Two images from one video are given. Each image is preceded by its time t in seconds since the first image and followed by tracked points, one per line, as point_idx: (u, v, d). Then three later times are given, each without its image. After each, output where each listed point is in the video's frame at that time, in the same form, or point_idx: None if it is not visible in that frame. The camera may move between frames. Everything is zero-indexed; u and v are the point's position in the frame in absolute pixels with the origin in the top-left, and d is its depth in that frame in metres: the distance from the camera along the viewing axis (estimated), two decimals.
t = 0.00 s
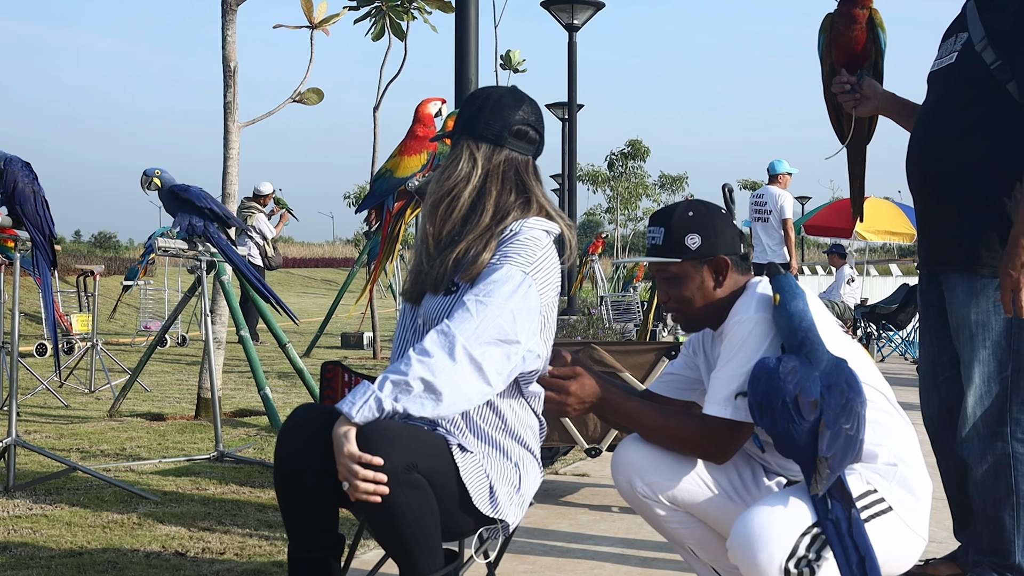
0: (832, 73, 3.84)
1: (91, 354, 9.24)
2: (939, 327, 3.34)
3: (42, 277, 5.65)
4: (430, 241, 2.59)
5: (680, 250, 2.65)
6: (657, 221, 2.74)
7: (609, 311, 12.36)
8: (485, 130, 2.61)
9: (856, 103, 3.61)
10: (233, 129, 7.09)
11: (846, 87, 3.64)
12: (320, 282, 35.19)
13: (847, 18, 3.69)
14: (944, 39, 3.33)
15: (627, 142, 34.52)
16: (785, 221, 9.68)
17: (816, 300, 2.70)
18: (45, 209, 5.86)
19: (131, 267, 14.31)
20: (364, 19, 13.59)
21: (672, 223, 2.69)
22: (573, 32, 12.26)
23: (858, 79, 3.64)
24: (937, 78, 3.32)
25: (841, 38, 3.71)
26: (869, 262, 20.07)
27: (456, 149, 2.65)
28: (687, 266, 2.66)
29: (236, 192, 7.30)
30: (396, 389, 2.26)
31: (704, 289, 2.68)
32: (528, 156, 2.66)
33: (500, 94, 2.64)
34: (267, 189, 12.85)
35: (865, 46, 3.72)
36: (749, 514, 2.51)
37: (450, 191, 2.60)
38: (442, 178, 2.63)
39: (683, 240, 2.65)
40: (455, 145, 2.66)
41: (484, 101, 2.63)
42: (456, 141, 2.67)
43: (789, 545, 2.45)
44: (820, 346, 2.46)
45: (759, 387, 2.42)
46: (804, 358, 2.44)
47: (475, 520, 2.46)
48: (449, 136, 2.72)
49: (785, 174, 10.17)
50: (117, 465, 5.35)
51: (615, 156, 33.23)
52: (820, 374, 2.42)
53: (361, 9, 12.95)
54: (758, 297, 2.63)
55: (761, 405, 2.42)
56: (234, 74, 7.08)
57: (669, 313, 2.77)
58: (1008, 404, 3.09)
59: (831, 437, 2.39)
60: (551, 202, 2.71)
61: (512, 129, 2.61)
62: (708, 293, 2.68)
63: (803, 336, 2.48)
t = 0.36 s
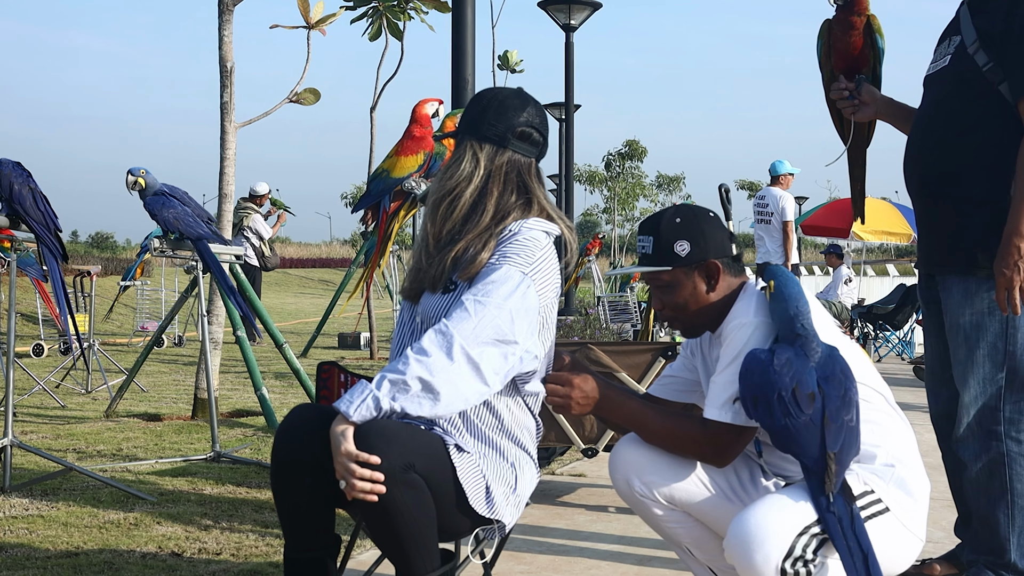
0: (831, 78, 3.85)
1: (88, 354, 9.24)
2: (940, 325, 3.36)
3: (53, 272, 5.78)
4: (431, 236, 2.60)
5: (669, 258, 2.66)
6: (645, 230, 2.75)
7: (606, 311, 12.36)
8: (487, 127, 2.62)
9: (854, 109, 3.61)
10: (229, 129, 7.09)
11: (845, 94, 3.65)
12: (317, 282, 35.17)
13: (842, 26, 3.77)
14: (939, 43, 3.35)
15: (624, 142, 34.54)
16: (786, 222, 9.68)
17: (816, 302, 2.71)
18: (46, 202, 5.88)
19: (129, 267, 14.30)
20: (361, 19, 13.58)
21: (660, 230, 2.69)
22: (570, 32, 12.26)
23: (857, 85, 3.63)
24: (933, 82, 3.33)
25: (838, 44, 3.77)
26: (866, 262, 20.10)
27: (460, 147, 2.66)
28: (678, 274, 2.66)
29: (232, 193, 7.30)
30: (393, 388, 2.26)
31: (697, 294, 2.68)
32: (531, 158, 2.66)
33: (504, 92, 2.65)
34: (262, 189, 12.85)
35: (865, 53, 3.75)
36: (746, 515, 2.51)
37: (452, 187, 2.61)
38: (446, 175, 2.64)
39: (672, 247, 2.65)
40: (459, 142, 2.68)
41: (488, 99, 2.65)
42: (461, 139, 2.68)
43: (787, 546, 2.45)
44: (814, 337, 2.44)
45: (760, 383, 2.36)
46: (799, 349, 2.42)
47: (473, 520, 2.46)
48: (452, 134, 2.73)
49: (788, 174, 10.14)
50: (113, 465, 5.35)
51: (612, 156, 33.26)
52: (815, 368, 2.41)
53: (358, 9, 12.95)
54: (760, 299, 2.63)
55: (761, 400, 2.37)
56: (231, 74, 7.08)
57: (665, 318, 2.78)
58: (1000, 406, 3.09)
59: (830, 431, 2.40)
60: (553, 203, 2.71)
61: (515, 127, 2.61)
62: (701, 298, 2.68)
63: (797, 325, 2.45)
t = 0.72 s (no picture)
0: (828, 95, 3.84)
1: (85, 354, 9.23)
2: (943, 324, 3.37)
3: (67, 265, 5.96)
4: (430, 238, 2.60)
5: (657, 263, 2.67)
6: (634, 238, 2.76)
7: (603, 311, 12.37)
8: (484, 128, 2.62)
9: (852, 121, 3.72)
10: (226, 129, 7.08)
11: (842, 106, 3.74)
12: (314, 282, 35.15)
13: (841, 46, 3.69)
14: (934, 53, 3.36)
15: (621, 142, 34.56)
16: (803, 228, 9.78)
17: (815, 303, 2.71)
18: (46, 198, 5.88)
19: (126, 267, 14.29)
20: (359, 19, 13.57)
21: (646, 236, 2.70)
22: (567, 32, 12.27)
23: (853, 96, 3.71)
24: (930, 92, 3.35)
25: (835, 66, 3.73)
26: (863, 263, 20.12)
27: (456, 148, 2.66)
28: (667, 278, 2.67)
29: (229, 192, 7.29)
30: (392, 387, 2.26)
31: (688, 296, 2.68)
32: (528, 158, 2.67)
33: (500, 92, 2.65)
34: (257, 188, 12.84)
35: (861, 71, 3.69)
36: (743, 518, 2.51)
37: (451, 188, 2.61)
38: (444, 176, 2.64)
39: (659, 252, 2.67)
40: (456, 142, 2.68)
41: (484, 99, 2.64)
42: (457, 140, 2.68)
43: (784, 549, 2.45)
44: (823, 339, 2.48)
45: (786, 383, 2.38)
46: (813, 350, 2.46)
47: (470, 520, 2.46)
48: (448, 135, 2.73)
49: (801, 176, 10.19)
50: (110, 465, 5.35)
51: (609, 156, 33.28)
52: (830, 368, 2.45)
53: (355, 9, 12.95)
54: (754, 298, 2.64)
55: (790, 400, 2.39)
56: (228, 74, 7.07)
57: (660, 322, 2.79)
58: (985, 404, 3.10)
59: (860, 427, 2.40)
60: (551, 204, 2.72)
61: (513, 128, 2.62)
62: (692, 299, 2.68)
63: (806, 329, 2.49)
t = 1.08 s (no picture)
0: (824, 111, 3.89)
1: (81, 354, 9.22)
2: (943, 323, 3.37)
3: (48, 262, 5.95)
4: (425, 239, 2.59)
5: (647, 266, 2.69)
6: (625, 245, 2.79)
7: (599, 312, 12.39)
8: (481, 130, 2.62)
9: (845, 123, 3.70)
10: (222, 129, 7.08)
11: (836, 108, 3.74)
12: (310, 282, 35.15)
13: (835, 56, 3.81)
14: (931, 56, 3.38)
15: (618, 142, 34.61)
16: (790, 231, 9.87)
17: (811, 304, 2.71)
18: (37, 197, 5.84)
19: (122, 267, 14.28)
20: (355, 19, 13.57)
21: (636, 241, 2.73)
22: (564, 32, 12.28)
23: (847, 100, 3.73)
24: (927, 94, 3.35)
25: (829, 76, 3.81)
26: (859, 263, 20.16)
27: (452, 149, 2.66)
28: (658, 280, 2.68)
29: (225, 193, 7.29)
30: (385, 388, 2.26)
31: (680, 297, 2.69)
32: (525, 162, 2.69)
33: (497, 94, 2.66)
34: (252, 187, 12.84)
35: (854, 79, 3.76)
36: (742, 518, 2.52)
37: (446, 189, 2.61)
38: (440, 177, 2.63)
39: (648, 254, 2.69)
40: (451, 143, 2.68)
41: (481, 101, 2.65)
42: (452, 140, 2.68)
43: (782, 549, 2.46)
44: (810, 344, 2.46)
45: (758, 392, 2.40)
46: (797, 356, 2.44)
47: (465, 521, 2.47)
48: (442, 134, 2.72)
49: (805, 181, 10.22)
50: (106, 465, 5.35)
51: (606, 156, 33.32)
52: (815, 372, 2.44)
53: (351, 9, 12.95)
54: (746, 297, 2.64)
55: (760, 409, 2.41)
56: (224, 74, 7.07)
57: (656, 325, 2.79)
58: (979, 400, 3.11)
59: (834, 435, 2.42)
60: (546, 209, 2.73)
61: (511, 131, 2.63)
62: (685, 300, 2.68)
63: (793, 336, 2.48)
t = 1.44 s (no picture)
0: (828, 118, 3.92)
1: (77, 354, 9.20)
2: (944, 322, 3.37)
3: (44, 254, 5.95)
4: (432, 244, 2.56)
5: (643, 264, 2.70)
6: (624, 244, 2.81)
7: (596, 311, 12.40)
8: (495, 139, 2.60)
9: (844, 123, 3.72)
10: (218, 129, 7.07)
11: (835, 109, 3.76)
12: (306, 282, 35.14)
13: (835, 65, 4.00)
14: (927, 55, 3.38)
15: (614, 142, 34.64)
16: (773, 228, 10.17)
17: (809, 300, 2.71)
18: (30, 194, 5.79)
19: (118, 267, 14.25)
20: (351, 18, 13.56)
21: (632, 241, 2.74)
22: (560, 32, 12.28)
23: (845, 101, 3.77)
24: (924, 93, 3.35)
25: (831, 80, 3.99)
26: (855, 263, 20.18)
27: (464, 153, 2.60)
28: (654, 279, 2.69)
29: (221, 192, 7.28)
30: (380, 385, 2.27)
31: (676, 295, 2.69)
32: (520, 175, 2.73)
33: (502, 100, 2.64)
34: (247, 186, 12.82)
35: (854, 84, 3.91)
36: (742, 511, 2.52)
37: (461, 199, 2.55)
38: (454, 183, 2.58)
39: (644, 253, 2.70)
40: (462, 145, 2.61)
41: (492, 108, 2.61)
42: (462, 141, 2.61)
43: (779, 542, 2.46)
44: (812, 333, 2.46)
45: (769, 379, 2.37)
46: (801, 344, 2.43)
47: (461, 520, 2.47)
48: (449, 127, 2.60)
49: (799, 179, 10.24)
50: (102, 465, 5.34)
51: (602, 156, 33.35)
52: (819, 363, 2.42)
53: (347, 9, 12.94)
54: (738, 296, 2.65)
55: (773, 397, 2.37)
56: (220, 74, 7.06)
57: (656, 325, 2.80)
58: (979, 399, 3.12)
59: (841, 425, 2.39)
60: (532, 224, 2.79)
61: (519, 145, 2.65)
62: (681, 299, 2.69)
63: (794, 327, 2.48)
